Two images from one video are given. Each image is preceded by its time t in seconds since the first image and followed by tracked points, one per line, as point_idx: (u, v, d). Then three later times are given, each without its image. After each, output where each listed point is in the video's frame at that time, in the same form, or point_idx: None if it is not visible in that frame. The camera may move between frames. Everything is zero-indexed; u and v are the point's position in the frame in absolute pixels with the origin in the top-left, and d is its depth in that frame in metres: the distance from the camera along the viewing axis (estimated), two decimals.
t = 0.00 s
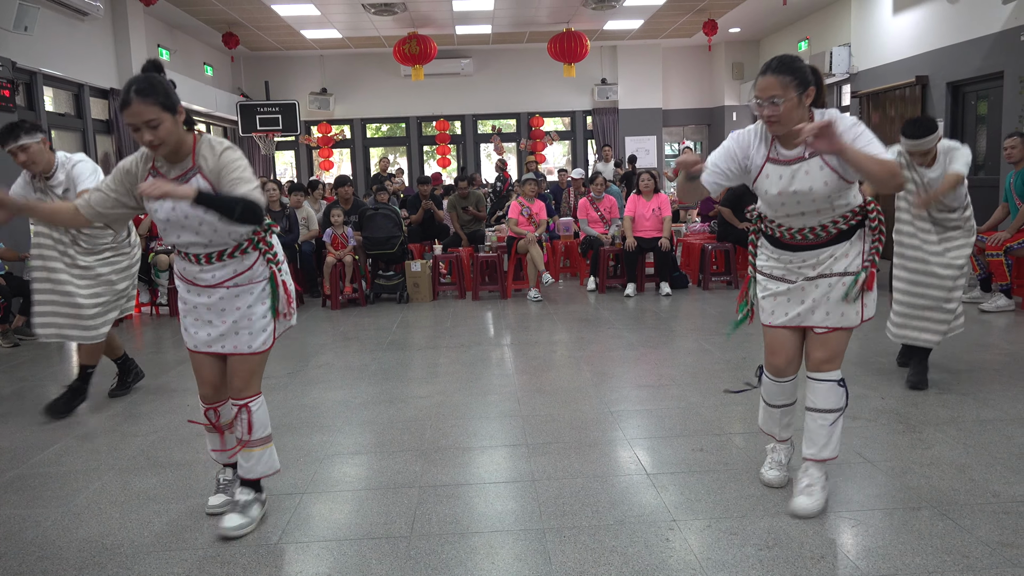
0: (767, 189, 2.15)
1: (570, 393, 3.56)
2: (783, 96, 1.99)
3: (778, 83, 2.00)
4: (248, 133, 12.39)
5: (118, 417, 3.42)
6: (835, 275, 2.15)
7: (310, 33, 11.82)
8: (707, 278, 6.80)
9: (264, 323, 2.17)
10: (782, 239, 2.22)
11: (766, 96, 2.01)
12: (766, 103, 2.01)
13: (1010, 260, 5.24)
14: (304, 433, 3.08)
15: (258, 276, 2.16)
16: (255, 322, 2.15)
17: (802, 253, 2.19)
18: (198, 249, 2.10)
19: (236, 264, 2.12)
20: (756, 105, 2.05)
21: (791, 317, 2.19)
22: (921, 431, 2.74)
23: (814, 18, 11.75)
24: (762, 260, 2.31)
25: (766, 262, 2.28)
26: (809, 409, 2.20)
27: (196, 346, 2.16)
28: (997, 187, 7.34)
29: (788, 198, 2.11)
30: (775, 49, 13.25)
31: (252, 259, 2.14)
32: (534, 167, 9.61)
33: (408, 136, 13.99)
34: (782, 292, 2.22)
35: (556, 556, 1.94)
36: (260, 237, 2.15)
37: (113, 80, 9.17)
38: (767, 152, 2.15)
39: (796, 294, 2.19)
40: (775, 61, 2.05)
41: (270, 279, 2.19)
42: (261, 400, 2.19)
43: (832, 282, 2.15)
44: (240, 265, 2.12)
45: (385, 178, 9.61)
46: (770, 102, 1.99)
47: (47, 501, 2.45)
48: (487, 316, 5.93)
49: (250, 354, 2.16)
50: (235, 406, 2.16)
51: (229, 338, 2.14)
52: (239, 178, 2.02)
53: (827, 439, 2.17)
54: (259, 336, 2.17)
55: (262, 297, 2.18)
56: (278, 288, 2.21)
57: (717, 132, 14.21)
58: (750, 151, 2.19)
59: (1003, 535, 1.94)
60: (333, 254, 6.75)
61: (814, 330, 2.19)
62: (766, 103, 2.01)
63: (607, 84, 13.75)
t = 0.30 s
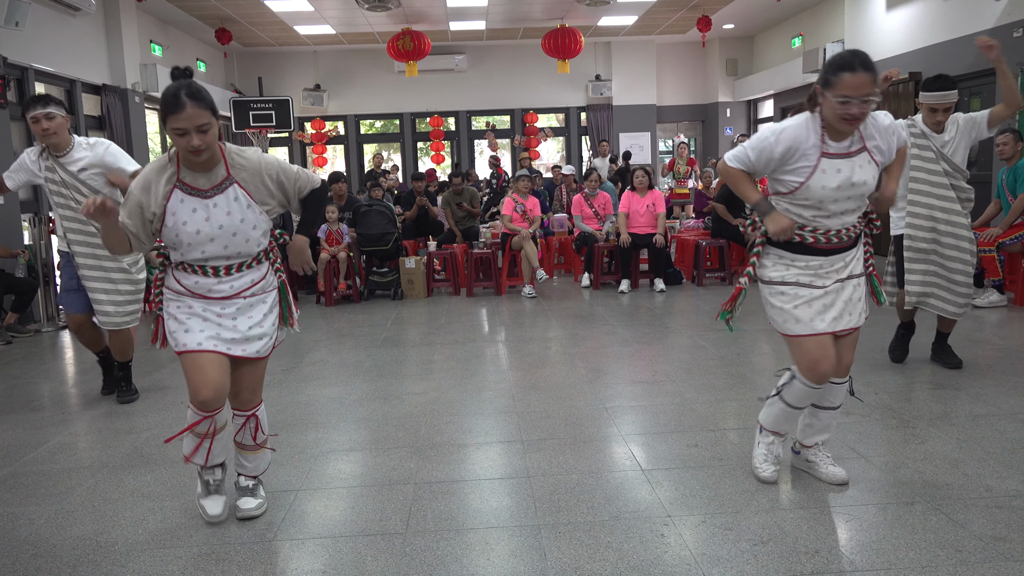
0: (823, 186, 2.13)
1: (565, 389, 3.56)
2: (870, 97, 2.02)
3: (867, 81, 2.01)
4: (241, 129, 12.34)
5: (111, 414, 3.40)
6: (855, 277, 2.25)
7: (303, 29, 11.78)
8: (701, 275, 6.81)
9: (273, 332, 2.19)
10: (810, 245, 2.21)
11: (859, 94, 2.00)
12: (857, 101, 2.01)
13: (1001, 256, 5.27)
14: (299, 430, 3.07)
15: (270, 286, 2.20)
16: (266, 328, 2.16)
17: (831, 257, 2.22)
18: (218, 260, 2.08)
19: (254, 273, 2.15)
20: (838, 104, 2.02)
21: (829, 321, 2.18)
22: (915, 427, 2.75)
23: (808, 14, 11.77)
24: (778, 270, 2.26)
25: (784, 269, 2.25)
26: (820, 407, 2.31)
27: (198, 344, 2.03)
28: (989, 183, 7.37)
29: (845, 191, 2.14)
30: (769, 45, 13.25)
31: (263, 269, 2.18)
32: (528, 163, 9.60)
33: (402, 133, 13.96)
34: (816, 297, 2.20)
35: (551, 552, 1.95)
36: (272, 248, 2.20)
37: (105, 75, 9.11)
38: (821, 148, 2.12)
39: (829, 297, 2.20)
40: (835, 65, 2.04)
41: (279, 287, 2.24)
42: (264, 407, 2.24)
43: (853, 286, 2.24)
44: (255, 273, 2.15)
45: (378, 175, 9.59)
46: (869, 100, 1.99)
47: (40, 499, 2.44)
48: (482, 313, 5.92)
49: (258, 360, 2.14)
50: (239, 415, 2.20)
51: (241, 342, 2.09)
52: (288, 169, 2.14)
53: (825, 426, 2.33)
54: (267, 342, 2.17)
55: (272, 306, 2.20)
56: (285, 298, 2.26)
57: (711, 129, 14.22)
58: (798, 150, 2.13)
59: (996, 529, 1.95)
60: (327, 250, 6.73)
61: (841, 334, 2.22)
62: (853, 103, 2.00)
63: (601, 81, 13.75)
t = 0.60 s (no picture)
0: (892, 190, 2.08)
1: (566, 381, 3.57)
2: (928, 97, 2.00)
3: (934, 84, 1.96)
4: (241, 122, 12.32)
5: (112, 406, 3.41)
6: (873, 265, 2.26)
7: (303, 22, 11.74)
8: (702, 267, 6.81)
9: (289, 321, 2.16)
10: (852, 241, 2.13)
11: (931, 97, 1.96)
12: (927, 104, 1.97)
13: (1003, 247, 5.25)
14: (300, 422, 3.08)
15: (275, 279, 2.18)
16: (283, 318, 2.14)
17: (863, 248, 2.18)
18: (239, 263, 2.03)
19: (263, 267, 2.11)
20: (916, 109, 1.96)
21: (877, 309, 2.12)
22: (916, 417, 2.75)
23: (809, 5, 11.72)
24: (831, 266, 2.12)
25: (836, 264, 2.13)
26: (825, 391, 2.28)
27: (225, 351, 2.00)
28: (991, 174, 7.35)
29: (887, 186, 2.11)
30: (770, 36, 13.20)
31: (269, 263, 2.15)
32: (528, 155, 9.59)
33: (402, 126, 13.93)
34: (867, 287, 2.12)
35: (552, 542, 1.95)
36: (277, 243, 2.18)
37: (104, 68, 9.09)
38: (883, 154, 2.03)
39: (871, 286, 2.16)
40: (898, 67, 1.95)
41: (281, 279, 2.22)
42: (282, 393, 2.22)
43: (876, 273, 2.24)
44: (265, 269, 2.12)
45: (378, 167, 9.58)
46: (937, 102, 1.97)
47: (43, 490, 2.45)
48: (482, 305, 5.92)
49: (282, 351, 2.11)
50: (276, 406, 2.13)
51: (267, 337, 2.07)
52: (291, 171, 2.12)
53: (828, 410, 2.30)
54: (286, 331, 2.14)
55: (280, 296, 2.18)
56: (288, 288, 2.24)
57: (712, 120, 14.18)
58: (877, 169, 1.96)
59: (996, 519, 1.95)
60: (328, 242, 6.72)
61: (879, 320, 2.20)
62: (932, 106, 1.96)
63: (602, 73, 13.72)
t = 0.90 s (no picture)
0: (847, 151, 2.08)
1: (550, 375, 3.56)
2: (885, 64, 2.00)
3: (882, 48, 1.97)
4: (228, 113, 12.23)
5: (93, 398, 3.37)
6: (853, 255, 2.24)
7: (290, 11, 11.64)
8: (688, 261, 6.82)
9: (254, 304, 2.12)
10: (820, 226, 2.14)
11: (880, 62, 1.96)
12: (879, 70, 1.97)
13: (986, 242, 5.28)
14: (283, 415, 3.06)
15: (247, 256, 2.11)
16: (247, 301, 2.10)
17: (836, 237, 2.18)
18: (198, 226, 1.98)
19: (231, 241, 2.06)
20: (863, 75, 1.96)
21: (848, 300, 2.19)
22: (897, 412, 2.77)
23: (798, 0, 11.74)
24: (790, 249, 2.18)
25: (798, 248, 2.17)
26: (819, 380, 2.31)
27: (176, 330, 2.03)
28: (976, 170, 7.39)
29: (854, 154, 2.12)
30: (759, 30, 13.21)
31: (241, 238, 2.09)
32: (517, 148, 9.56)
33: (390, 117, 13.86)
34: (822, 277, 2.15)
35: (532, 536, 1.95)
36: (253, 215, 2.12)
37: (88, 57, 8.99)
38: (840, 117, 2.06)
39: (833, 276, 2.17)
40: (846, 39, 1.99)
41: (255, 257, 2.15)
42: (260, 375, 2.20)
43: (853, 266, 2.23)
44: (233, 242, 2.06)
45: (365, 159, 9.55)
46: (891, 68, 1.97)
47: (19, 484, 2.42)
48: (469, 298, 5.91)
49: (240, 334, 2.09)
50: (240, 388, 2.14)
51: (224, 320, 2.06)
52: (275, 144, 2.11)
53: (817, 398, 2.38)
54: (249, 315, 2.11)
55: (251, 275, 2.13)
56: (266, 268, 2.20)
57: (700, 115, 14.20)
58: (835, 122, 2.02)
59: (974, 513, 1.96)
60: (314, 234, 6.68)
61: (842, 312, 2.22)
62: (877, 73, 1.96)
63: (591, 66, 13.71)
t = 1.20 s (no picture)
0: (786, 139, 2.11)
1: (553, 375, 3.55)
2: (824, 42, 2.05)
3: (818, 28, 2.04)
4: (234, 111, 12.26)
5: (95, 396, 3.38)
6: (828, 260, 2.19)
7: (296, 10, 11.65)
8: (694, 261, 6.79)
9: (218, 318, 2.12)
10: (776, 221, 2.20)
11: (811, 40, 2.04)
12: (810, 48, 2.04)
13: (994, 244, 5.24)
14: (285, 414, 3.06)
15: (218, 271, 2.13)
16: (212, 314, 2.11)
17: (799, 237, 2.19)
18: (160, 235, 2.07)
19: (197, 255, 2.10)
20: (792, 53, 2.07)
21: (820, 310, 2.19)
22: (900, 415, 2.75)
23: None
24: (749, 249, 2.27)
25: (757, 249, 2.24)
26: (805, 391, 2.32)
27: (156, 338, 2.13)
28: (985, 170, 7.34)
29: (808, 149, 2.11)
30: (766, 28, 13.15)
31: (214, 251, 2.12)
32: (523, 147, 9.55)
33: (397, 116, 13.87)
34: (776, 284, 2.21)
35: (530, 539, 1.94)
36: (226, 229, 2.14)
37: (96, 55, 9.03)
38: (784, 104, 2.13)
39: (791, 283, 2.20)
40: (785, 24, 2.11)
41: (231, 273, 2.15)
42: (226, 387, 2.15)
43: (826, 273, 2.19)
44: (202, 255, 2.10)
45: (372, 158, 9.55)
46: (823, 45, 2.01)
47: (21, 482, 2.43)
48: (473, 297, 5.90)
49: (199, 347, 2.09)
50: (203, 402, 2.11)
51: (185, 330, 2.10)
52: (246, 158, 2.06)
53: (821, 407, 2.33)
54: (210, 329, 2.10)
55: (220, 291, 2.13)
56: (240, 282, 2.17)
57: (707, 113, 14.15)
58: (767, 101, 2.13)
59: (976, 519, 1.94)
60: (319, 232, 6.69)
61: (803, 320, 2.22)
62: (804, 47, 2.03)
63: (597, 64, 13.68)
